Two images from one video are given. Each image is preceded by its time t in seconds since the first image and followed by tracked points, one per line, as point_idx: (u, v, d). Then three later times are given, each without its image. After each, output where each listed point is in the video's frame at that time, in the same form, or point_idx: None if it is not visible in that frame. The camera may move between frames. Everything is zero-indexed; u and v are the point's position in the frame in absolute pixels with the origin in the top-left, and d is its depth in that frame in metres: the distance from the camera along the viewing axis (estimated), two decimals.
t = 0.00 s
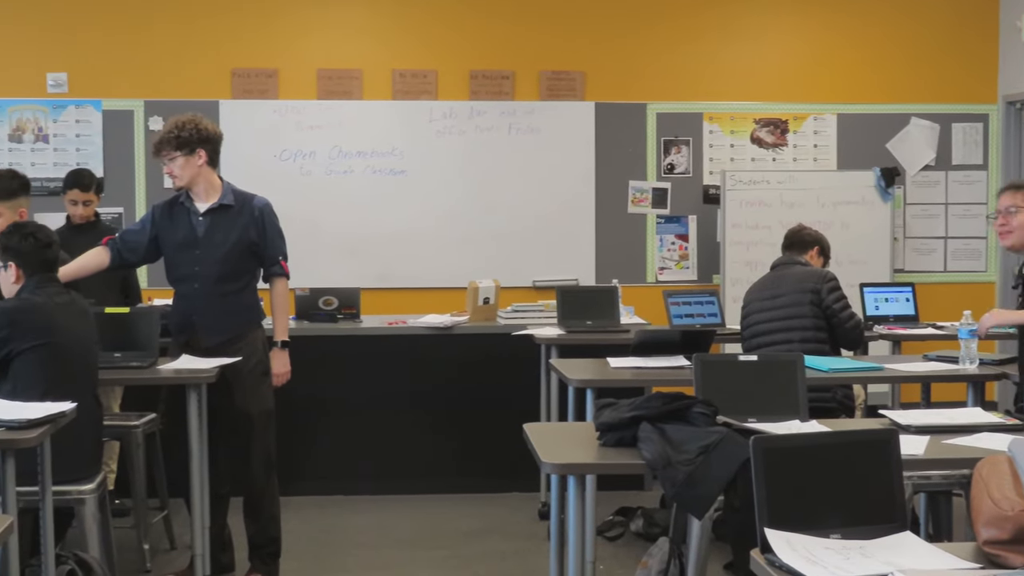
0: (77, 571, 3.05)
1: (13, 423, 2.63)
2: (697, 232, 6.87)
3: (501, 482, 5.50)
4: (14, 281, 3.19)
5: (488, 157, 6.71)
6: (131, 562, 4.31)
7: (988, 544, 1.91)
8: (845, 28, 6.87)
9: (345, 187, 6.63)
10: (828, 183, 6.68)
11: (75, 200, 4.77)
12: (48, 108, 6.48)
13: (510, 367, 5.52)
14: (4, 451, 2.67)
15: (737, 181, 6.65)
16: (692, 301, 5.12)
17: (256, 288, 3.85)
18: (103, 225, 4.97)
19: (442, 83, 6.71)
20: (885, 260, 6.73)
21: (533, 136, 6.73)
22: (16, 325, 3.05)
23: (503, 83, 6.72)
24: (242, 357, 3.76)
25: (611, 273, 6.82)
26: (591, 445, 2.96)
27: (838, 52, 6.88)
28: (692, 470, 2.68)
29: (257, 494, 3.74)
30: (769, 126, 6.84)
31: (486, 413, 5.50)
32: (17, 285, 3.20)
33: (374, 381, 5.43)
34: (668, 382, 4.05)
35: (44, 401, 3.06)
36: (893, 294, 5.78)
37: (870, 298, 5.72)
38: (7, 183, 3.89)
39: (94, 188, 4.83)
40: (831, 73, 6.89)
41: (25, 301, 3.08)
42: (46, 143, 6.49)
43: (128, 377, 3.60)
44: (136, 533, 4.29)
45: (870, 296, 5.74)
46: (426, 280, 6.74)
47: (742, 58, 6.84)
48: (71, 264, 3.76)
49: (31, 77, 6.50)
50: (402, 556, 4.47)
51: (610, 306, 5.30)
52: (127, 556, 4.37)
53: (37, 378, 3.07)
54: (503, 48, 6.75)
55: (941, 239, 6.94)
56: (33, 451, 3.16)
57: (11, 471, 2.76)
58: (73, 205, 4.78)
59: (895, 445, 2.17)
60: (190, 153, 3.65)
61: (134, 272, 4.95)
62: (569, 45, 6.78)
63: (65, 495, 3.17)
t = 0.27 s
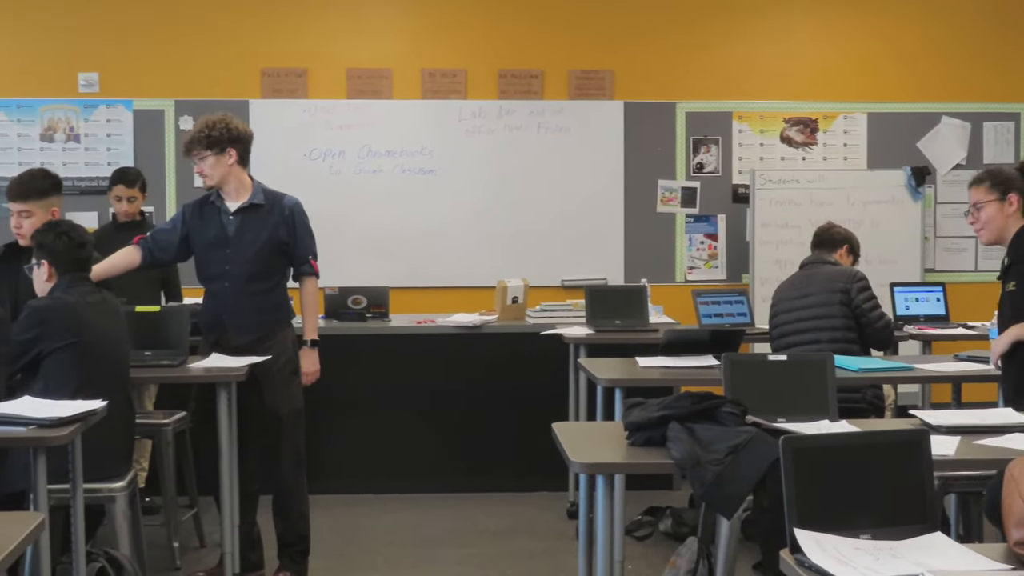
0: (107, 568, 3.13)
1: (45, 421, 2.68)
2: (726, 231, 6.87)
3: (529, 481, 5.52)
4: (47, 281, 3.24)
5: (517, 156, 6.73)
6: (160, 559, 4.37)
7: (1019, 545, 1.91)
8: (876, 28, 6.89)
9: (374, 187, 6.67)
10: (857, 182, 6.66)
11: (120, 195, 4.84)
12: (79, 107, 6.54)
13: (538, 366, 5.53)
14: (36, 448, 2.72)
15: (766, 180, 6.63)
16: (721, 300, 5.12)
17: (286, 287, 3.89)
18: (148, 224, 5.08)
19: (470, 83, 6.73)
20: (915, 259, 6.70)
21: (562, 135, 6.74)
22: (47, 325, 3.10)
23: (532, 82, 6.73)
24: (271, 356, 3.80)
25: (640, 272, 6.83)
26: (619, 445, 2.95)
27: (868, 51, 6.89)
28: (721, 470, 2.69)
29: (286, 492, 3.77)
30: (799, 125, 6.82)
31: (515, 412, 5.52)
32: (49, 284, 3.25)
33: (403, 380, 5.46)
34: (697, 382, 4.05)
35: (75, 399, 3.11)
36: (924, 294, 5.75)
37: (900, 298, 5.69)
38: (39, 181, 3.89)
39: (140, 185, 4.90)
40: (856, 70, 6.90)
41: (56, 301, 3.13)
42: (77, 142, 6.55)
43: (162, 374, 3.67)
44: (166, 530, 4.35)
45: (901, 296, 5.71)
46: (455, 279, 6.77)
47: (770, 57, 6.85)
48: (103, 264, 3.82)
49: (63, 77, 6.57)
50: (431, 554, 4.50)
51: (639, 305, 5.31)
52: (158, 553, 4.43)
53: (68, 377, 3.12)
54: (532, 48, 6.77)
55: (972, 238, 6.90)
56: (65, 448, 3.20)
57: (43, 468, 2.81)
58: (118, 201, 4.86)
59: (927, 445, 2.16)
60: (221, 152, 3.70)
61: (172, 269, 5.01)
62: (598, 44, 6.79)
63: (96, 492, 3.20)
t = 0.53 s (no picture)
0: (136, 566, 3.19)
1: (76, 419, 2.71)
2: (755, 230, 6.87)
3: (557, 479, 5.55)
4: (75, 278, 3.30)
5: (545, 156, 6.75)
6: (189, 557, 4.42)
7: None
8: (906, 27, 6.90)
9: (403, 186, 6.71)
10: (886, 182, 6.64)
11: (160, 189, 4.97)
12: (110, 108, 6.62)
13: (566, 365, 5.56)
14: (68, 446, 2.76)
15: (795, 180, 6.61)
16: (750, 300, 5.12)
17: (315, 285, 3.94)
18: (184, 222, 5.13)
19: (499, 82, 6.76)
20: (946, 259, 6.67)
21: (591, 134, 6.77)
22: (75, 325, 3.15)
23: (560, 81, 6.75)
24: (300, 355, 3.84)
25: (668, 272, 6.84)
26: (647, 444, 2.96)
27: (897, 50, 6.91)
28: (750, 470, 2.69)
29: (312, 492, 3.83)
30: (829, 125, 6.83)
31: (544, 411, 5.55)
32: (77, 282, 3.31)
33: (431, 378, 5.50)
34: (726, 382, 4.06)
35: (106, 397, 3.16)
36: (954, 294, 5.71)
37: (930, 298, 5.66)
38: (70, 181, 3.94)
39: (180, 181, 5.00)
40: (881, 67, 6.90)
41: (84, 301, 3.18)
42: (108, 142, 6.64)
43: (190, 372, 3.67)
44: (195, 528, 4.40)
45: (931, 296, 5.67)
46: (483, 278, 6.79)
47: (798, 56, 6.87)
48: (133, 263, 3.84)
49: (94, 77, 6.64)
50: (459, 553, 4.53)
51: (668, 306, 5.31)
52: (188, 551, 4.48)
53: (98, 376, 3.17)
54: (561, 48, 6.78)
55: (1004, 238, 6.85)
56: (96, 446, 3.25)
57: (75, 466, 2.86)
58: (159, 193, 4.99)
59: (957, 445, 2.16)
60: (251, 152, 3.74)
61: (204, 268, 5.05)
62: (627, 43, 6.79)
63: (127, 490, 3.24)
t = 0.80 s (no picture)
0: (170, 564, 3.23)
1: (111, 417, 2.79)
2: (787, 230, 6.84)
3: (589, 479, 5.56)
4: (104, 278, 3.36)
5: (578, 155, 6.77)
6: (223, 554, 4.47)
7: None
8: (941, 25, 6.86)
9: (435, 186, 6.75)
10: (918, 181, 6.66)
11: (194, 184, 5.04)
12: (144, 108, 6.69)
13: (598, 365, 5.57)
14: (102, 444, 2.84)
15: (828, 179, 6.67)
16: (783, 300, 5.11)
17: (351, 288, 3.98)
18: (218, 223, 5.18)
19: (531, 82, 6.77)
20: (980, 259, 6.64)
21: (624, 134, 6.77)
22: (104, 325, 3.23)
23: (593, 81, 6.76)
24: (334, 355, 3.90)
25: (701, 272, 6.84)
26: (678, 444, 2.98)
27: (932, 49, 6.88)
28: (783, 470, 2.70)
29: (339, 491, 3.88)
30: (862, 124, 6.79)
31: (574, 410, 5.57)
32: (105, 282, 3.37)
33: (464, 377, 5.53)
34: (759, 382, 4.07)
35: (137, 396, 3.22)
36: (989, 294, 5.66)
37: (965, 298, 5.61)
38: (104, 181, 4.01)
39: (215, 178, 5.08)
40: (916, 68, 6.89)
41: (112, 302, 3.25)
42: (142, 141, 6.71)
43: (222, 373, 3.70)
44: (229, 526, 4.46)
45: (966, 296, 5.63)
46: (515, 278, 6.82)
47: (831, 55, 6.84)
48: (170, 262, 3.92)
49: (128, 77, 6.71)
50: (491, 552, 4.56)
51: (700, 306, 5.31)
52: (221, 549, 4.54)
53: (130, 376, 3.23)
54: (593, 47, 6.80)
55: None
56: (131, 445, 3.31)
57: (109, 465, 2.94)
58: (192, 189, 5.06)
59: (991, 447, 2.14)
60: (287, 153, 3.79)
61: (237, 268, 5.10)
62: (660, 43, 6.80)
63: (161, 488, 3.31)
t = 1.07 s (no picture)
0: (205, 561, 3.31)
1: (146, 416, 2.85)
2: (823, 229, 6.85)
3: (623, 479, 5.58)
4: (138, 278, 3.45)
5: (612, 155, 6.79)
6: (257, 552, 4.55)
7: None
8: (978, 24, 6.84)
9: (470, 186, 6.79)
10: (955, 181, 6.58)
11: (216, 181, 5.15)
12: (180, 107, 6.76)
13: (632, 365, 5.59)
14: (139, 442, 2.89)
15: (863, 178, 6.67)
16: (818, 300, 5.11)
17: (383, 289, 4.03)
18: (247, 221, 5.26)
19: (566, 82, 6.80)
20: (1019, 259, 6.61)
21: (658, 134, 6.78)
22: (139, 324, 3.28)
23: (627, 80, 6.77)
24: (369, 354, 3.98)
25: (736, 272, 6.85)
26: (714, 444, 3.03)
27: (969, 48, 6.85)
28: (820, 470, 2.71)
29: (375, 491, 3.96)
30: (899, 122, 6.80)
31: (607, 409, 5.59)
32: (139, 282, 3.46)
33: (499, 377, 5.57)
34: (794, 383, 4.07)
35: (173, 394, 3.26)
36: None
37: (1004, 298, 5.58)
38: (141, 179, 4.11)
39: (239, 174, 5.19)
40: (955, 69, 6.86)
41: (146, 301, 3.31)
42: (178, 141, 6.78)
43: (258, 371, 3.73)
44: (263, 525, 4.51)
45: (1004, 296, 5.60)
46: (549, 278, 6.85)
47: (868, 54, 6.83)
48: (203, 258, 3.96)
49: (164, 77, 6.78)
50: (524, 552, 4.59)
51: (735, 306, 5.31)
52: (256, 547, 4.60)
53: (165, 374, 3.28)
54: (628, 47, 6.81)
55: None
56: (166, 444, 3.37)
57: (145, 462, 2.99)
58: (215, 186, 5.15)
59: None
60: (324, 153, 3.83)
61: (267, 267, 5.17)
62: (695, 42, 6.81)
63: (196, 486, 3.37)
